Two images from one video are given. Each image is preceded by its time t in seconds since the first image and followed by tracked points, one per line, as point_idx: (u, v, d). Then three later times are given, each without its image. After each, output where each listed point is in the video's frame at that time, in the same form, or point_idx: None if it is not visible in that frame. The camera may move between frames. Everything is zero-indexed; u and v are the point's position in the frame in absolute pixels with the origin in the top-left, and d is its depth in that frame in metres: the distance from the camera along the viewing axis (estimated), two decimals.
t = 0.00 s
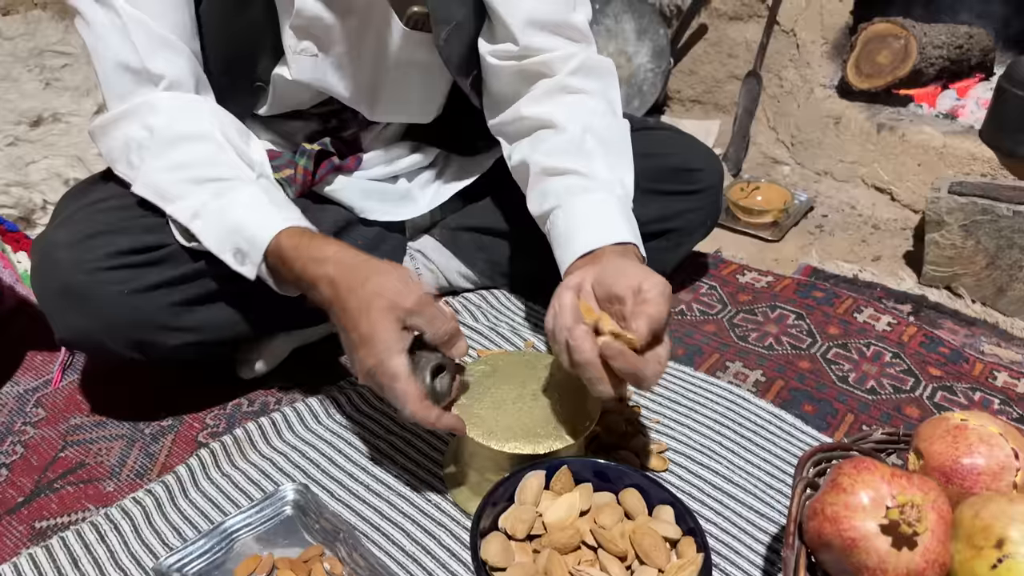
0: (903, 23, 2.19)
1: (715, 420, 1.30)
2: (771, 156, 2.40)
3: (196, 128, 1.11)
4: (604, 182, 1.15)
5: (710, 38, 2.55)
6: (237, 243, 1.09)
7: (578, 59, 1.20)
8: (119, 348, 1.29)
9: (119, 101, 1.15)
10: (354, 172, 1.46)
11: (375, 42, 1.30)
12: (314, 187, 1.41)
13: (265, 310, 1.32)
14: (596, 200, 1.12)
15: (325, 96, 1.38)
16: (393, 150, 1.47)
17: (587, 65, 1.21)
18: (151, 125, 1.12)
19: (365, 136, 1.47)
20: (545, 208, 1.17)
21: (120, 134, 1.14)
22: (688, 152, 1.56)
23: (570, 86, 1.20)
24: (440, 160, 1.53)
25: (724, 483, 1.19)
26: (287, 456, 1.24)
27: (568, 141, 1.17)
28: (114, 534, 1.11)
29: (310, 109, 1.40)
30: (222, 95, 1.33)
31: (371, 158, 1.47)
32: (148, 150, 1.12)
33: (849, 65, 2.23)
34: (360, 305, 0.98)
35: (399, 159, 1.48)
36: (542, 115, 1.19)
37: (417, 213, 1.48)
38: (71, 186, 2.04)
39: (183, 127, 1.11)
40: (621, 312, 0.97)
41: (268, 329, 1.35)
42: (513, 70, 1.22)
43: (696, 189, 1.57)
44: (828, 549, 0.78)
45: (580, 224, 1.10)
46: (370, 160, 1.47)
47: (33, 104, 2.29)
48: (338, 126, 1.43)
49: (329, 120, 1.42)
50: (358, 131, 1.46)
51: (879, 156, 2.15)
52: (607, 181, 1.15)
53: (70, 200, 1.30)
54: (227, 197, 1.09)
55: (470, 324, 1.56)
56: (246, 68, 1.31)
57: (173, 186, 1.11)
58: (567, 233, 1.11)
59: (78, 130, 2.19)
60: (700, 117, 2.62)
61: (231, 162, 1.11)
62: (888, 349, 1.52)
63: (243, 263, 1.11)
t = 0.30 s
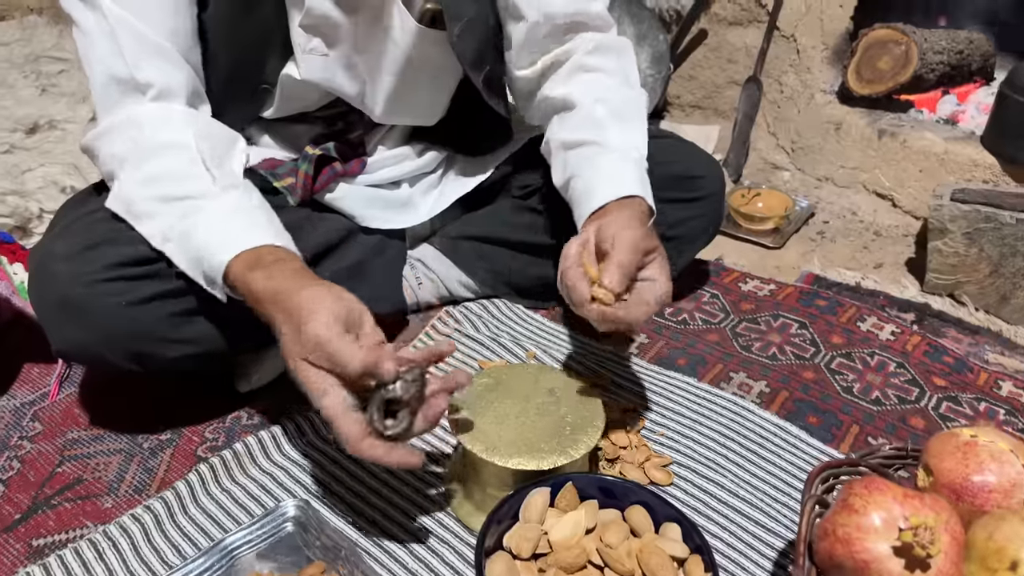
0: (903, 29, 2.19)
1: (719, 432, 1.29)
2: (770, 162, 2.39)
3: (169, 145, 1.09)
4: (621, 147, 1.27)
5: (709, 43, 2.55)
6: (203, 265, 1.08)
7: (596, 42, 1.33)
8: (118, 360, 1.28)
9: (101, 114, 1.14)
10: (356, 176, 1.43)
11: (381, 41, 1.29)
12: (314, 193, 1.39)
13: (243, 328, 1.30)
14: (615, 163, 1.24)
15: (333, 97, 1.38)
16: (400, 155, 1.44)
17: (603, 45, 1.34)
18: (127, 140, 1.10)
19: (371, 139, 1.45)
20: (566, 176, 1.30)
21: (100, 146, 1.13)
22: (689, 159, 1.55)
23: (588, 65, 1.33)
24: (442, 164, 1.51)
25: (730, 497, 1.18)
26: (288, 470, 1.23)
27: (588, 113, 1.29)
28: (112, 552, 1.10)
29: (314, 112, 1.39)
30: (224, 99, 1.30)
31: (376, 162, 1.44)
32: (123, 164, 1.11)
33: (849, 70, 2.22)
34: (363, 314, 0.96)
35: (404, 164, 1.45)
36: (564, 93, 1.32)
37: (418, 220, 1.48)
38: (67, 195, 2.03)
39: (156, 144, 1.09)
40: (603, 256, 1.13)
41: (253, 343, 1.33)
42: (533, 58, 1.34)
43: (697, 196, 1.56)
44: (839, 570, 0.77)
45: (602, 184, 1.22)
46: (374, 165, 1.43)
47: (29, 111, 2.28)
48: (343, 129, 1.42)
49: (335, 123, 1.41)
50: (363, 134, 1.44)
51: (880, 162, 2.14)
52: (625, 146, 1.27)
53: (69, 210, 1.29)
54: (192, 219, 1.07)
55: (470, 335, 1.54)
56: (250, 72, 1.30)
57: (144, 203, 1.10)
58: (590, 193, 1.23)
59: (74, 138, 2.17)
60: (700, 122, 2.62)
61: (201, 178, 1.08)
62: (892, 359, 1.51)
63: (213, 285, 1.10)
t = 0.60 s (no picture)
0: (908, 26, 2.17)
1: (726, 434, 1.27)
2: (773, 160, 2.37)
3: (193, 137, 1.07)
4: (608, 157, 1.29)
5: (711, 40, 2.53)
6: (238, 258, 1.06)
7: (597, 48, 1.33)
8: (116, 362, 1.26)
9: (112, 108, 1.10)
10: (356, 174, 1.40)
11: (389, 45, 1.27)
12: (315, 192, 1.36)
13: (265, 322, 1.29)
14: (600, 176, 1.27)
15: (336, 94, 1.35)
16: (401, 152, 1.42)
17: (602, 52, 1.34)
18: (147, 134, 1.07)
19: (371, 138, 1.43)
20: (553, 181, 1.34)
21: (114, 141, 1.10)
22: (692, 155, 1.53)
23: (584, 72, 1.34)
24: (442, 164, 1.49)
25: (738, 501, 1.16)
26: (288, 475, 1.21)
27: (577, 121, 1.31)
28: (109, 560, 1.07)
29: (315, 109, 1.37)
30: (229, 92, 1.29)
31: (377, 159, 1.42)
32: (143, 158, 1.08)
33: (852, 68, 2.20)
34: (383, 309, 0.96)
35: (405, 162, 1.43)
36: (557, 99, 1.35)
37: (417, 220, 1.45)
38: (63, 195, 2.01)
39: (180, 138, 1.07)
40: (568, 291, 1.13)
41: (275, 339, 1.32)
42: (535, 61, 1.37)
43: (701, 193, 1.54)
44: None
45: (587, 194, 1.26)
46: (374, 163, 1.41)
47: (24, 111, 2.25)
48: (344, 126, 1.39)
49: (335, 121, 1.39)
50: (365, 131, 1.41)
51: (884, 160, 2.12)
52: (612, 156, 1.29)
53: (62, 209, 1.26)
54: (227, 210, 1.06)
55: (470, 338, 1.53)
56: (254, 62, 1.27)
57: (171, 197, 1.07)
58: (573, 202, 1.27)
59: (70, 137, 2.15)
60: (701, 120, 2.60)
61: (230, 169, 1.07)
62: (899, 359, 1.50)
63: (243, 279, 1.08)
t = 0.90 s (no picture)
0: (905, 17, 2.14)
1: (722, 428, 1.26)
2: (769, 154, 2.36)
3: (191, 133, 1.07)
4: (584, 166, 1.27)
5: (707, 33, 2.52)
6: (232, 254, 1.05)
7: (585, 62, 1.34)
8: (106, 359, 1.24)
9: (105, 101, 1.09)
10: (356, 170, 1.39)
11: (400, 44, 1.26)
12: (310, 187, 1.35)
13: (260, 320, 1.29)
14: (573, 186, 1.26)
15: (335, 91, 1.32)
16: (398, 150, 1.40)
17: (594, 65, 1.34)
18: (142, 129, 1.07)
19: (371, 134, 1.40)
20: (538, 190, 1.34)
21: (108, 135, 1.08)
22: (687, 150, 1.51)
23: (573, 83, 1.34)
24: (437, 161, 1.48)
25: (734, 495, 1.15)
26: (279, 471, 1.19)
27: (557, 131, 1.31)
28: (97, 557, 1.06)
29: (314, 105, 1.34)
30: (227, 83, 1.27)
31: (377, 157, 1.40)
32: (139, 154, 1.07)
33: (849, 60, 2.19)
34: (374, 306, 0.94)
35: (402, 160, 1.41)
36: (543, 110, 1.34)
37: (414, 218, 1.46)
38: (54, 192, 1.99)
39: (178, 134, 1.07)
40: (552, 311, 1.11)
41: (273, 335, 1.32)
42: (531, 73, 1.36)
43: (697, 187, 1.53)
44: (851, 571, 0.74)
45: (563, 206, 1.25)
46: (371, 160, 1.39)
47: (15, 107, 2.23)
48: (344, 123, 1.36)
49: (335, 117, 1.35)
50: (364, 128, 1.39)
51: (881, 153, 2.11)
52: (588, 166, 1.27)
53: (51, 204, 1.25)
54: (223, 206, 1.05)
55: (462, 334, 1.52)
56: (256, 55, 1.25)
57: (168, 192, 1.06)
58: (549, 212, 1.27)
59: (61, 133, 2.13)
60: (697, 114, 2.58)
61: (225, 165, 1.07)
62: (896, 352, 1.49)
63: (238, 276, 1.06)
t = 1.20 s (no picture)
0: (901, 7, 2.12)
1: (717, 423, 1.24)
2: (766, 146, 2.33)
3: (190, 117, 1.04)
4: (564, 167, 1.23)
5: (703, 24, 2.49)
6: (239, 230, 1.02)
7: (572, 62, 1.31)
8: (90, 357, 1.21)
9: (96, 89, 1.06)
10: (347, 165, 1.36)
11: (399, 38, 1.26)
12: (301, 183, 1.32)
13: (249, 316, 1.26)
14: (551, 186, 1.22)
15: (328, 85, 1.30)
16: (391, 145, 1.38)
17: (581, 65, 1.32)
18: (137, 114, 1.04)
19: (364, 129, 1.38)
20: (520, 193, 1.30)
21: (103, 124, 1.06)
22: (681, 140, 1.50)
23: (558, 84, 1.31)
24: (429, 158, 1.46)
25: (729, 491, 1.13)
26: (266, 469, 1.17)
27: (538, 131, 1.27)
28: (79, 558, 1.04)
29: (307, 99, 1.31)
30: (224, 78, 1.26)
31: (369, 153, 1.38)
32: (136, 138, 1.04)
33: (846, 51, 2.16)
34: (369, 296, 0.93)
35: (394, 155, 1.39)
36: (527, 110, 1.31)
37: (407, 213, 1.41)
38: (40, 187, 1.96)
39: (173, 116, 1.04)
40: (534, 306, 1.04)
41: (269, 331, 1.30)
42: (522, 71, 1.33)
43: (692, 178, 1.51)
44: (847, 570, 0.72)
45: (543, 205, 1.21)
46: (363, 153, 1.38)
47: (1, 101, 2.20)
48: (336, 117, 1.34)
49: (329, 111, 1.33)
50: (357, 123, 1.37)
51: (879, 144, 2.09)
52: (568, 166, 1.23)
53: (34, 197, 1.22)
54: (227, 183, 1.02)
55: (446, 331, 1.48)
56: (252, 51, 1.24)
57: (169, 175, 1.03)
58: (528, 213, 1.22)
59: (48, 128, 2.10)
60: (693, 106, 2.56)
61: (226, 145, 1.04)
62: (894, 345, 1.46)
63: (244, 251, 1.04)
